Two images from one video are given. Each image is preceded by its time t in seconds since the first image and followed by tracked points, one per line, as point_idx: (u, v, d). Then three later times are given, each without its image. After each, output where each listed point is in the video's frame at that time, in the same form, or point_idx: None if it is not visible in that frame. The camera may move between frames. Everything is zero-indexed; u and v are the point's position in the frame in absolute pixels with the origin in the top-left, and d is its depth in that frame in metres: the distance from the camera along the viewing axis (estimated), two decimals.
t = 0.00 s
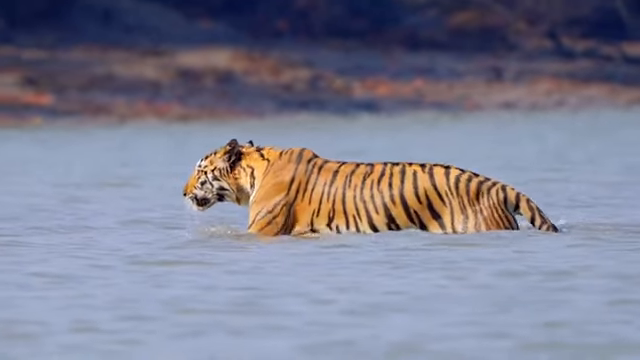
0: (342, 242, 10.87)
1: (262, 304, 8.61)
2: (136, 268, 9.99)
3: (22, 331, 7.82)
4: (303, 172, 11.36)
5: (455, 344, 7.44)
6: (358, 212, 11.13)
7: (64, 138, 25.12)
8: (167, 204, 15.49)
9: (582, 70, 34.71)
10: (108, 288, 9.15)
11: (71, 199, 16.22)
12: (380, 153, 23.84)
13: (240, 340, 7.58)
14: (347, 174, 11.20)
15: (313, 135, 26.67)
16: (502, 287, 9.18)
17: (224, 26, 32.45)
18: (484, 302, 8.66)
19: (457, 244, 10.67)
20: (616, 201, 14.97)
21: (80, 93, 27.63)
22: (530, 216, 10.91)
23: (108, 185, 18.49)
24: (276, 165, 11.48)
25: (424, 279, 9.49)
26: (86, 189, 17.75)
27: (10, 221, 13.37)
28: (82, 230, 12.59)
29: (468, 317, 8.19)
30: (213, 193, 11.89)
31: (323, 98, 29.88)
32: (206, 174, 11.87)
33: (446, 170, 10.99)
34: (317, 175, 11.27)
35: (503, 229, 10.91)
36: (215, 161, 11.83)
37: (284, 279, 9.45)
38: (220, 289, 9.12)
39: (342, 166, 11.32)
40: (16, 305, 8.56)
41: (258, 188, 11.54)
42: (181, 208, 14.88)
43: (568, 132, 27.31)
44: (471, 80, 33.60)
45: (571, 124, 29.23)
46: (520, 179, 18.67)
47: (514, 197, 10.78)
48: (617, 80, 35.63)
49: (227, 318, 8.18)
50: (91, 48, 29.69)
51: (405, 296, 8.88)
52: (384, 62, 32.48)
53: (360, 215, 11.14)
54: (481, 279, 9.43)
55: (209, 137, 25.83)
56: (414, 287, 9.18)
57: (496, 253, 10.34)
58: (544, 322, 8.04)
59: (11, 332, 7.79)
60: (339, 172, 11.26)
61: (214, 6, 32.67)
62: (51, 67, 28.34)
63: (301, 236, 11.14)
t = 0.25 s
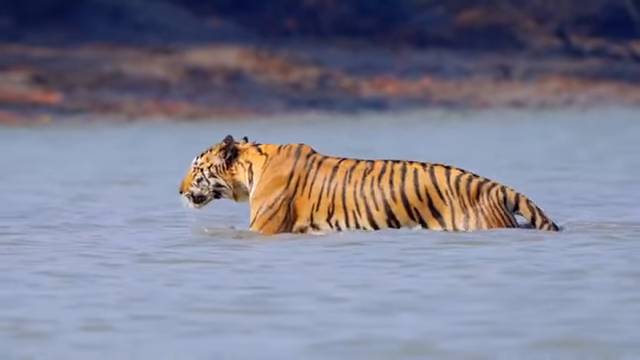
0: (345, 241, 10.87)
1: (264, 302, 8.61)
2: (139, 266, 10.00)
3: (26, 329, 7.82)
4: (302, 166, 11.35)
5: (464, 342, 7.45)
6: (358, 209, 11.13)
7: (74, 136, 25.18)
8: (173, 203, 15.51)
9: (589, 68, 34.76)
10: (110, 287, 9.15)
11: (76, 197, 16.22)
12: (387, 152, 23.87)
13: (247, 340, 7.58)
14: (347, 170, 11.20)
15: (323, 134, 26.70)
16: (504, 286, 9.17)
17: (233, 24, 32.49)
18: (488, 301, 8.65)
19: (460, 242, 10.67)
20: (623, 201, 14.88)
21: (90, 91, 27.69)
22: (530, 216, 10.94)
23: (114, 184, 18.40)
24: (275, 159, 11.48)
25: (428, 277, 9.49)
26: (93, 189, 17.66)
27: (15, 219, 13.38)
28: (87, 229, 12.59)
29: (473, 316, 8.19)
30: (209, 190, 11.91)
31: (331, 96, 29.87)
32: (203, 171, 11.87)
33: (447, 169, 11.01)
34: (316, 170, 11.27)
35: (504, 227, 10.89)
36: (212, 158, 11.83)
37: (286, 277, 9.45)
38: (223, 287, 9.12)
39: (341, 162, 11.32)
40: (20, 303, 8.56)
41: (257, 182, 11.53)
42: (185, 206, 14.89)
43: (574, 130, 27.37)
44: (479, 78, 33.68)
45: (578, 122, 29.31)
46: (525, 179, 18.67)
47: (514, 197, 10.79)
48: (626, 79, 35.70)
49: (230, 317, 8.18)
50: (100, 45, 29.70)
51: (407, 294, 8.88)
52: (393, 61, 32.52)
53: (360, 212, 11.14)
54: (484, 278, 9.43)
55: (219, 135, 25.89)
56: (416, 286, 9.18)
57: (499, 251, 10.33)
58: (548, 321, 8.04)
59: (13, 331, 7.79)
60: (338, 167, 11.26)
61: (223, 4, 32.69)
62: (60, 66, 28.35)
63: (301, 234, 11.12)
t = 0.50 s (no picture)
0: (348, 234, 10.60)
1: (266, 290, 8.37)
2: (138, 259, 9.76)
3: (21, 317, 7.58)
4: (302, 163, 11.02)
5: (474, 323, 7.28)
6: (358, 207, 10.77)
7: (84, 134, 25.23)
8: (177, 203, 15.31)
9: (598, 65, 34.71)
10: (108, 279, 8.91)
11: (79, 198, 16.03)
12: (395, 150, 23.81)
13: (250, 324, 7.38)
14: (347, 168, 10.86)
15: (332, 131, 26.71)
16: (512, 270, 8.92)
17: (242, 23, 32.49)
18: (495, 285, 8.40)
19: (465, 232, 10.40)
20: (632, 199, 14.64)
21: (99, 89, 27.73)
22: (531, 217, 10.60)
23: (118, 184, 18.18)
24: (274, 156, 11.14)
25: (433, 264, 9.24)
26: (96, 189, 17.43)
27: (16, 219, 13.15)
28: (89, 228, 12.37)
29: (481, 299, 7.94)
30: (206, 187, 11.52)
31: (341, 95, 29.87)
32: (200, 168, 11.49)
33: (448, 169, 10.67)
34: (316, 167, 10.93)
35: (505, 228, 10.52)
36: (209, 155, 11.45)
37: (288, 266, 9.20)
38: (223, 277, 8.87)
39: (342, 159, 10.98)
40: (15, 295, 8.32)
41: (256, 180, 11.19)
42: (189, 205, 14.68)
43: (581, 127, 27.38)
44: (488, 75, 33.72)
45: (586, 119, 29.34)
46: (535, 177, 18.46)
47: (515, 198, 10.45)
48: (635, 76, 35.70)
49: (231, 303, 7.94)
50: (107, 44, 29.68)
51: (413, 281, 8.63)
52: (402, 60, 32.52)
53: (360, 210, 10.79)
54: (493, 263, 9.18)
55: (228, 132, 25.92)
56: (422, 272, 8.93)
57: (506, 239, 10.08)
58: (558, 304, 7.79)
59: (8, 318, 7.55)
60: (339, 164, 10.92)
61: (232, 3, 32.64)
62: (68, 65, 28.38)
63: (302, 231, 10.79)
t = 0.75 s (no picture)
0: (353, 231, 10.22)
1: (275, 292, 8.23)
2: (143, 260, 9.63)
3: (26, 321, 7.46)
4: (303, 162, 10.54)
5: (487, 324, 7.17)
6: (359, 206, 10.31)
7: (97, 131, 25.35)
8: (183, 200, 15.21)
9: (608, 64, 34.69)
10: (113, 280, 8.79)
11: (84, 196, 15.94)
12: (405, 147, 23.88)
13: (259, 324, 7.26)
14: (349, 166, 10.40)
15: (339, 129, 26.74)
16: (524, 270, 8.78)
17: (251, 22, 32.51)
18: (507, 287, 8.27)
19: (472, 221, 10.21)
20: None
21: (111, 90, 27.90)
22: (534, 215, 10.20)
23: (124, 183, 17.98)
24: (274, 154, 10.66)
25: (443, 264, 9.11)
26: (100, 188, 17.21)
27: (20, 219, 13.04)
28: (94, 227, 12.25)
29: (492, 302, 7.80)
30: (205, 185, 11.08)
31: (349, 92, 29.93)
32: (199, 166, 11.05)
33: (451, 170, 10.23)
34: (317, 166, 10.45)
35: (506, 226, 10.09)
36: (208, 153, 11.00)
37: (297, 268, 9.07)
38: (229, 278, 8.74)
39: (343, 158, 10.52)
40: (18, 297, 8.21)
41: (256, 180, 10.70)
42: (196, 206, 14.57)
43: (590, 125, 27.39)
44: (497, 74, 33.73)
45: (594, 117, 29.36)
46: (544, 176, 18.24)
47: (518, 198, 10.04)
48: None
49: (237, 305, 7.81)
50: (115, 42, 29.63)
51: (423, 282, 8.49)
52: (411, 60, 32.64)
53: (361, 210, 10.33)
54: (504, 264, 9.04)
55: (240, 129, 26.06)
56: (430, 273, 8.79)
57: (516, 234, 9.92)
58: (571, 306, 7.66)
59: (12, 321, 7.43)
60: (340, 163, 10.46)
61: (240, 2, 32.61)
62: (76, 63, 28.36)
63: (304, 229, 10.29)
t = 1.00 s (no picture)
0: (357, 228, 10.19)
1: (283, 291, 8.20)
2: (148, 259, 9.60)
3: (34, 320, 7.42)
4: (306, 160, 10.50)
5: (497, 323, 7.13)
6: (362, 205, 10.28)
7: (104, 130, 25.36)
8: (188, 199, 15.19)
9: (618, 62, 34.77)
10: (119, 279, 8.76)
11: (89, 195, 15.91)
12: (412, 145, 23.88)
13: (269, 324, 7.22)
14: (351, 165, 10.36)
15: (347, 127, 26.80)
16: (531, 270, 8.75)
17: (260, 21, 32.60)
18: (515, 286, 8.24)
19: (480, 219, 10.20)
20: None
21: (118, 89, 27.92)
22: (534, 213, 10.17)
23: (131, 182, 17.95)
24: (276, 153, 10.62)
25: (450, 262, 9.08)
26: (107, 186, 17.18)
27: (24, 217, 13.02)
28: (98, 226, 12.22)
29: (501, 301, 7.77)
30: (206, 184, 11.06)
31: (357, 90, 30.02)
32: (199, 165, 11.02)
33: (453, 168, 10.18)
34: (319, 164, 10.41)
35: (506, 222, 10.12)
36: (208, 152, 10.95)
37: (303, 267, 9.04)
38: (234, 277, 8.71)
39: (345, 157, 10.48)
40: (24, 296, 8.17)
41: (258, 180, 10.66)
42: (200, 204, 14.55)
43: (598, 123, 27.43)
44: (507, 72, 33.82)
45: (603, 115, 29.41)
46: (552, 174, 18.20)
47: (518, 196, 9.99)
48: None
49: (246, 304, 7.78)
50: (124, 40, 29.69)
51: (430, 281, 8.46)
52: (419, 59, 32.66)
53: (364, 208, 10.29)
54: (511, 263, 9.01)
55: (248, 128, 26.07)
56: (436, 272, 8.76)
57: (521, 232, 9.90)
58: (581, 305, 7.62)
59: (20, 321, 7.39)
60: (342, 162, 10.41)
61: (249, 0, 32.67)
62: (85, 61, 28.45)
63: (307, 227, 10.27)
